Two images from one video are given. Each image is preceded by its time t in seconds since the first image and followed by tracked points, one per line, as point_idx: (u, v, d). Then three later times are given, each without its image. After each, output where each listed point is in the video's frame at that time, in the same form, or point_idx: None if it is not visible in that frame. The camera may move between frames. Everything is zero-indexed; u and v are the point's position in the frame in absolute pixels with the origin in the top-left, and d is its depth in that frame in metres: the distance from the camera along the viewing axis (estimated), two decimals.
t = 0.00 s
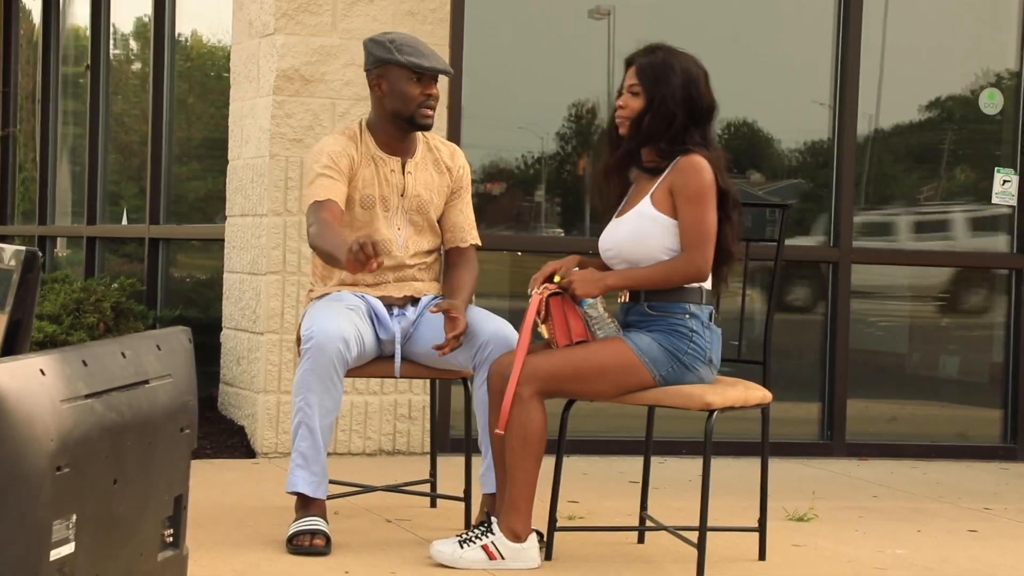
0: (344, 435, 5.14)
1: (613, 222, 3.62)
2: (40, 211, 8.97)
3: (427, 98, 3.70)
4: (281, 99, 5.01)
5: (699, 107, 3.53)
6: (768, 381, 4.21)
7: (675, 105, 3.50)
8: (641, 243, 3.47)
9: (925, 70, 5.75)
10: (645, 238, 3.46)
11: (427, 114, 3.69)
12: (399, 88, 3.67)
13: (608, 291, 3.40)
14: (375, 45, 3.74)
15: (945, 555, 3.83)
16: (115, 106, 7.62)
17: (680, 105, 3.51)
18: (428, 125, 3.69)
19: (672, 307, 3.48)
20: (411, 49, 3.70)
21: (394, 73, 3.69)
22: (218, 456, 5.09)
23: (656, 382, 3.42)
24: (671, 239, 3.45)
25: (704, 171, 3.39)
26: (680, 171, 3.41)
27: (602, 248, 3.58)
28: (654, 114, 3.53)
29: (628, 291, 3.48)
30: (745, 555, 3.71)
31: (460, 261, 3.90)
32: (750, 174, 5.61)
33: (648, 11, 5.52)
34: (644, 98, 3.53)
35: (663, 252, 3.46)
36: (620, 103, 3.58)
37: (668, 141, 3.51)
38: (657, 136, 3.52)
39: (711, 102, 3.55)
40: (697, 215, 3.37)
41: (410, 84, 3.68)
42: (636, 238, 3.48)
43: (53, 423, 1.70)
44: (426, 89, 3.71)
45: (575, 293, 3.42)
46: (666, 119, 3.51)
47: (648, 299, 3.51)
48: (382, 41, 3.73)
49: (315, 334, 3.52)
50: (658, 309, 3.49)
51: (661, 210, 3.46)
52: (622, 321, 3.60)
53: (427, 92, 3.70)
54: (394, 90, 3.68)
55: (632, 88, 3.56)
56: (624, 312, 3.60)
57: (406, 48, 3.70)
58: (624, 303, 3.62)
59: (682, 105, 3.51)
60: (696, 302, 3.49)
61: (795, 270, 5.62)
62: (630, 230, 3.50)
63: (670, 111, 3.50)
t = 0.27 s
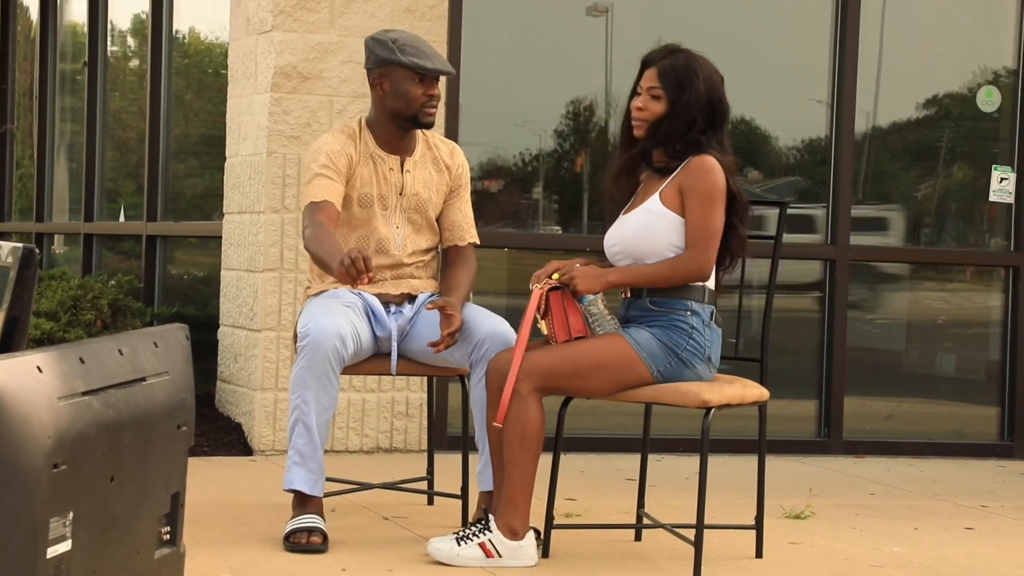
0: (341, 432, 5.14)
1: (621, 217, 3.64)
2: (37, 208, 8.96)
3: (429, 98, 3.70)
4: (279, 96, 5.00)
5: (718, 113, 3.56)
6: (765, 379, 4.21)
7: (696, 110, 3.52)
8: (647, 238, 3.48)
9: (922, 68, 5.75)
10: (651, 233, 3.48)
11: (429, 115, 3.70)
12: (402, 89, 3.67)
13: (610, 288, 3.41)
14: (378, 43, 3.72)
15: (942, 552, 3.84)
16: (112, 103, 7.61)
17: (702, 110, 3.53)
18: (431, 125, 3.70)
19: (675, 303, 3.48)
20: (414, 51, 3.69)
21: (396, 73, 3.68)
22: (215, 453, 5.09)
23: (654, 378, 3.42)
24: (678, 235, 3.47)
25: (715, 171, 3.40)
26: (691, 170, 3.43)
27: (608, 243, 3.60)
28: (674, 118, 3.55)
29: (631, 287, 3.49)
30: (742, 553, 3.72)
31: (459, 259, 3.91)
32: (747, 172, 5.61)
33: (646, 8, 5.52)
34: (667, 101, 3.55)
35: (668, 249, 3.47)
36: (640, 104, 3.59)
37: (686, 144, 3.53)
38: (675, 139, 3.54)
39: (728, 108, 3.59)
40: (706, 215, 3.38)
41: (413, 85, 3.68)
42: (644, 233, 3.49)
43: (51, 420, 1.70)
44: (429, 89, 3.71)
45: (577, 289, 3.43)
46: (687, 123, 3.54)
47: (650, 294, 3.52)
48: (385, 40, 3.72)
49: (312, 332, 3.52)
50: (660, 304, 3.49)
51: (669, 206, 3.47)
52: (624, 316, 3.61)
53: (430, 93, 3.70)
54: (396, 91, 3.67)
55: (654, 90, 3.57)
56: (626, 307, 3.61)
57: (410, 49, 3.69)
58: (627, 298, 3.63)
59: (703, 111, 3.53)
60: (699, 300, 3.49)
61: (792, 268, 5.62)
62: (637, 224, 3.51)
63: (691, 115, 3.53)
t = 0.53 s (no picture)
0: (342, 430, 5.14)
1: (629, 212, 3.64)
2: (38, 206, 8.96)
3: (432, 96, 3.71)
4: (280, 94, 5.00)
5: (731, 112, 3.58)
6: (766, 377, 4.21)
7: (713, 110, 3.53)
8: (654, 234, 3.48)
9: (923, 66, 5.75)
10: (659, 229, 3.47)
11: (433, 112, 3.71)
12: (405, 88, 3.67)
13: (614, 284, 3.41)
14: (380, 42, 3.72)
15: (943, 550, 3.84)
16: (113, 101, 7.61)
17: (718, 110, 3.54)
18: (434, 123, 3.71)
19: (680, 301, 3.49)
20: (415, 49, 3.69)
21: (399, 72, 3.68)
22: (216, 451, 5.10)
23: (655, 374, 3.42)
24: (684, 232, 3.46)
25: (725, 172, 3.41)
26: (702, 169, 3.43)
27: (615, 238, 3.60)
28: (690, 118, 3.55)
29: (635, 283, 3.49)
30: (743, 550, 3.72)
31: (460, 257, 3.90)
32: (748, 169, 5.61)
33: (647, 6, 5.52)
34: (683, 102, 3.55)
35: (674, 245, 3.47)
36: (655, 108, 3.58)
37: (704, 143, 3.53)
38: (692, 139, 3.55)
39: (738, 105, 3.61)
40: (713, 213, 3.39)
41: (416, 84, 3.68)
42: (650, 229, 3.48)
43: (52, 418, 1.70)
44: (431, 88, 3.71)
45: (582, 285, 3.43)
46: (703, 123, 3.54)
47: (655, 291, 3.52)
48: (387, 39, 3.72)
49: (314, 329, 3.53)
50: (664, 301, 3.50)
51: (677, 203, 3.47)
52: (627, 312, 3.60)
53: (432, 92, 3.71)
54: (399, 90, 3.68)
55: (669, 93, 3.56)
56: (629, 304, 3.61)
57: (411, 47, 3.69)
58: (631, 295, 3.63)
59: (720, 110, 3.54)
60: (703, 299, 3.50)
61: (793, 266, 5.62)
62: (645, 219, 3.50)
63: (709, 115, 3.53)
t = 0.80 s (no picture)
0: (342, 430, 5.14)
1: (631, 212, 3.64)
2: (38, 207, 8.96)
3: (428, 96, 3.71)
4: (280, 94, 5.00)
5: (731, 111, 3.57)
6: (766, 377, 4.20)
7: (713, 109, 3.53)
8: (655, 234, 3.48)
9: (923, 66, 5.75)
10: (660, 229, 3.47)
11: (428, 113, 3.70)
12: (401, 88, 3.67)
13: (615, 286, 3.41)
14: (376, 43, 3.72)
15: (943, 550, 3.84)
16: (113, 101, 7.61)
17: (718, 108, 3.54)
18: (429, 123, 3.71)
19: (680, 302, 3.49)
20: (411, 49, 3.69)
21: (395, 72, 3.68)
22: (216, 451, 5.10)
23: (656, 376, 3.42)
24: (686, 232, 3.46)
25: (727, 173, 3.41)
26: (703, 169, 3.44)
27: (617, 238, 3.60)
28: (689, 116, 3.55)
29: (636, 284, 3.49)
30: (743, 551, 3.72)
31: (460, 257, 3.90)
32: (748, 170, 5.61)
33: (647, 6, 5.52)
34: (683, 100, 3.55)
35: (676, 246, 3.46)
36: (654, 104, 3.58)
37: (704, 142, 3.53)
38: (692, 138, 3.55)
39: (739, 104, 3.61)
40: (715, 214, 3.39)
41: (412, 83, 3.68)
42: (652, 230, 3.48)
43: (52, 418, 1.70)
44: (427, 88, 3.71)
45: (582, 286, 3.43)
46: (703, 122, 3.54)
47: (655, 292, 3.53)
48: (383, 39, 3.72)
49: (313, 329, 3.53)
50: (665, 302, 3.50)
51: (679, 204, 3.48)
52: (628, 313, 3.61)
53: (429, 91, 3.70)
54: (395, 90, 3.68)
55: (669, 89, 3.56)
56: (630, 305, 3.61)
57: (407, 47, 3.69)
58: (632, 297, 3.63)
59: (720, 109, 3.54)
60: (704, 300, 3.50)
61: (792, 266, 5.62)
62: (647, 220, 3.50)
63: (709, 113, 3.53)
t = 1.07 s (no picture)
0: (342, 430, 5.14)
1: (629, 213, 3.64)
2: (38, 207, 8.96)
3: (423, 97, 3.70)
4: (280, 94, 5.00)
5: (721, 108, 3.57)
6: (767, 378, 4.20)
7: (702, 108, 3.53)
8: (654, 236, 3.47)
9: (923, 66, 5.75)
10: (659, 231, 3.47)
11: (422, 114, 3.70)
12: (396, 90, 3.66)
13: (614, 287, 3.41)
14: (369, 46, 3.71)
15: (943, 550, 3.84)
16: (113, 101, 7.61)
17: (707, 106, 3.54)
18: (426, 123, 3.71)
19: (681, 302, 3.49)
20: (405, 52, 3.67)
21: (389, 75, 3.67)
22: (216, 451, 5.10)
23: (656, 376, 3.42)
24: (684, 234, 3.46)
25: (725, 173, 3.41)
26: (701, 170, 3.43)
27: (614, 240, 3.59)
28: (678, 119, 3.56)
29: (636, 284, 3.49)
30: (743, 551, 3.72)
31: (458, 254, 3.90)
32: (748, 170, 5.62)
33: (647, 6, 5.52)
34: (670, 102, 3.55)
35: (674, 247, 3.46)
36: (643, 111, 3.58)
37: (698, 143, 3.52)
38: (684, 138, 3.54)
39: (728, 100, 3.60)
40: (714, 214, 3.39)
41: (407, 86, 3.66)
42: (650, 230, 3.48)
43: (52, 418, 1.70)
44: (421, 89, 3.70)
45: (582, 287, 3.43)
46: (693, 122, 3.54)
47: (655, 292, 3.53)
48: (377, 42, 3.70)
49: (313, 329, 3.52)
50: (665, 302, 3.50)
51: (677, 205, 3.48)
52: (627, 313, 3.61)
53: (423, 93, 3.69)
54: (389, 92, 3.67)
55: (655, 94, 3.56)
56: (630, 305, 3.61)
57: (401, 50, 3.67)
58: (632, 297, 3.63)
59: (709, 106, 3.54)
60: (703, 299, 3.50)
61: (792, 266, 5.62)
62: (645, 221, 3.50)
63: (698, 113, 3.53)
